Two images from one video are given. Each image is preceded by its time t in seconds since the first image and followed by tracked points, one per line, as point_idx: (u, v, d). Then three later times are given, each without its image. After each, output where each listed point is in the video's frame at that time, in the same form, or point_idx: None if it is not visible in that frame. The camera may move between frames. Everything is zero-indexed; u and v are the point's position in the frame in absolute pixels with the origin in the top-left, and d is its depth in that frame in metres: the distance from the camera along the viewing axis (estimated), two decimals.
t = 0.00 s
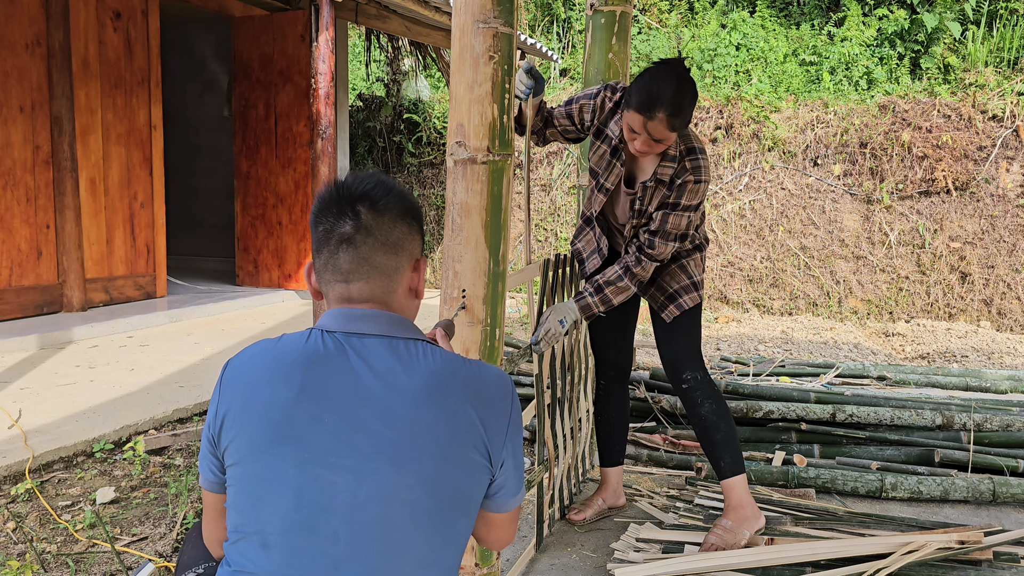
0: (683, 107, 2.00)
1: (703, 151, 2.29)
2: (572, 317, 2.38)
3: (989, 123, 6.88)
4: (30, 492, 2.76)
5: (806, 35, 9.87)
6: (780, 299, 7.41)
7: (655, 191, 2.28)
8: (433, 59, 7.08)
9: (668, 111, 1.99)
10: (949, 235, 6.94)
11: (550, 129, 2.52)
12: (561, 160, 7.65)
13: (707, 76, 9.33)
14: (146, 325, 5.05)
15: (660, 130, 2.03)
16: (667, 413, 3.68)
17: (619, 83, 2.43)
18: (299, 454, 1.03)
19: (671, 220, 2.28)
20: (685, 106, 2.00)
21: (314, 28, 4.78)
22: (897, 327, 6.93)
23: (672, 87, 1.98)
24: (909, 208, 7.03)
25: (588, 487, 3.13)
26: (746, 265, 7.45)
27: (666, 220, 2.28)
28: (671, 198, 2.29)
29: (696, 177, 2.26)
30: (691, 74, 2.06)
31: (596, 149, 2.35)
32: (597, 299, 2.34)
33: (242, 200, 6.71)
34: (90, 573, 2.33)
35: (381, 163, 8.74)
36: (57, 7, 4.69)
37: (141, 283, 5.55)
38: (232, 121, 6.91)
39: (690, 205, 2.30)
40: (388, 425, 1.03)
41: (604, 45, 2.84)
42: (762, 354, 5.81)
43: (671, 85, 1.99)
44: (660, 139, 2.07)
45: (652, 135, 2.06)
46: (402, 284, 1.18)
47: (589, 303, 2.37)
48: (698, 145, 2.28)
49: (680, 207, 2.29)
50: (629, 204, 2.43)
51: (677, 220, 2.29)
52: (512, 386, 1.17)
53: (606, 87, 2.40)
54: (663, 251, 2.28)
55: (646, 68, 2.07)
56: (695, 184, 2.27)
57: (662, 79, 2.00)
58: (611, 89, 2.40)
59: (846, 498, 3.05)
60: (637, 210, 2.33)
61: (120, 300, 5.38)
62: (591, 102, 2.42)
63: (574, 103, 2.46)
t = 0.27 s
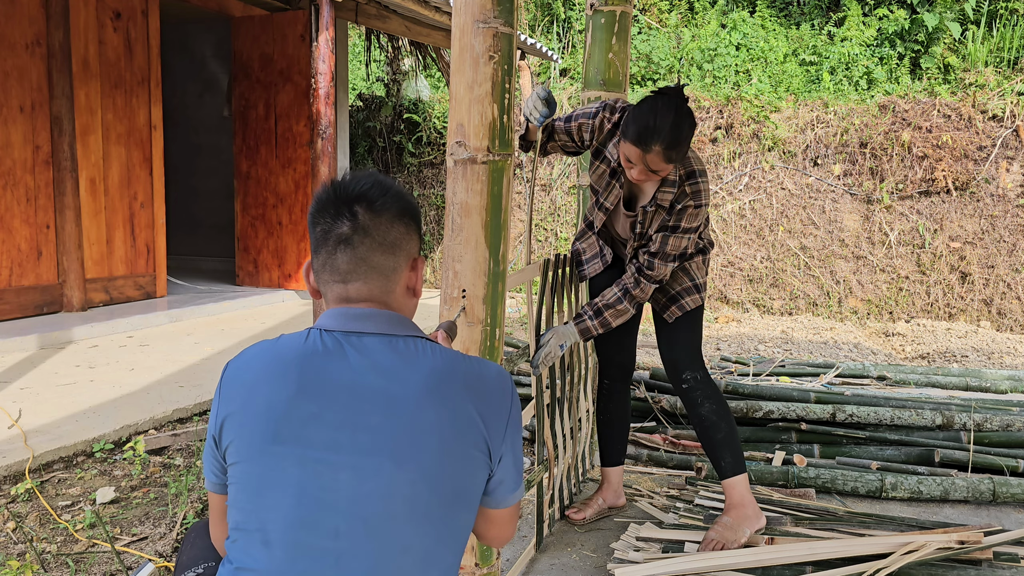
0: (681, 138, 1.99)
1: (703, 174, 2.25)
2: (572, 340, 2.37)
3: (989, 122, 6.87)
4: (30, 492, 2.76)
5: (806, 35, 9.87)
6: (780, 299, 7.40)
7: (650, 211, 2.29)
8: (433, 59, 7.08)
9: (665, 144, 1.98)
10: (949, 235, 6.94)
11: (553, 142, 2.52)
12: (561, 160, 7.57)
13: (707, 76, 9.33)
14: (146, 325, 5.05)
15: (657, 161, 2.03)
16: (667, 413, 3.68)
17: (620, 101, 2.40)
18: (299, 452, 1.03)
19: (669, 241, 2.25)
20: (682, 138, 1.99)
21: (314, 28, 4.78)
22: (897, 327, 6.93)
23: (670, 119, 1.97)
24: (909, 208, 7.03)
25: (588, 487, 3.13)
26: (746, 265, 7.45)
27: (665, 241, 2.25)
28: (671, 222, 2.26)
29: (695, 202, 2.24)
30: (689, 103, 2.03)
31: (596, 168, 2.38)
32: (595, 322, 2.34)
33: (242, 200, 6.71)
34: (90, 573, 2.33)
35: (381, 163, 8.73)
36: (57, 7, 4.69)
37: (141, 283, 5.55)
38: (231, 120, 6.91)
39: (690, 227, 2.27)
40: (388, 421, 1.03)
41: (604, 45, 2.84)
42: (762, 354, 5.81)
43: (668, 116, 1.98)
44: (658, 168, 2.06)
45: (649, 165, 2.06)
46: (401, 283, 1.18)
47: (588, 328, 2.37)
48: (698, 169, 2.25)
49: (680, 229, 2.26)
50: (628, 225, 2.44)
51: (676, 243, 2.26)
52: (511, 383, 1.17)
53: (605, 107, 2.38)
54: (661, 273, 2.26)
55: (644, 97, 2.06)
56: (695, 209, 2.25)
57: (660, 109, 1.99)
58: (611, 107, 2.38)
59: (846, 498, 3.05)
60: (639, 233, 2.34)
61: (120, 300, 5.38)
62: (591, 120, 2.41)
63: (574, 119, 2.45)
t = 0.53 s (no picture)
0: (677, 156, 1.99)
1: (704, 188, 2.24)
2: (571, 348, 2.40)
3: (989, 123, 6.87)
4: (30, 492, 2.76)
5: (806, 35, 9.87)
6: (779, 299, 7.40)
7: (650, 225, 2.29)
8: (433, 59, 7.08)
9: (659, 163, 1.97)
10: (949, 235, 6.94)
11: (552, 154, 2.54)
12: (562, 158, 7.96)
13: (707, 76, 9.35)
14: (146, 325, 5.05)
15: (652, 180, 2.02)
16: (667, 413, 3.68)
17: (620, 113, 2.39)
18: (299, 447, 1.03)
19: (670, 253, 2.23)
20: (676, 157, 1.98)
21: (314, 28, 4.78)
22: (897, 327, 6.93)
23: (665, 138, 1.97)
24: (909, 208, 7.03)
25: (588, 486, 3.13)
26: (746, 265, 7.45)
27: (667, 254, 2.22)
28: (671, 235, 2.25)
29: (696, 215, 2.24)
30: (686, 121, 2.03)
31: (596, 181, 2.38)
32: (593, 330, 2.36)
33: (242, 200, 6.71)
34: (90, 573, 2.33)
35: (381, 163, 8.73)
36: (57, 7, 4.69)
37: (141, 283, 5.55)
38: (231, 121, 6.91)
39: (690, 240, 2.26)
40: (388, 416, 1.03)
41: (604, 45, 2.84)
42: (762, 354, 5.81)
43: (664, 134, 1.97)
44: (652, 186, 2.06)
45: (644, 183, 2.06)
46: (399, 283, 1.18)
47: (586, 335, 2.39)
48: (699, 182, 2.23)
49: (681, 241, 2.24)
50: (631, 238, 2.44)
51: (679, 254, 2.23)
52: (509, 381, 1.17)
53: (605, 119, 2.37)
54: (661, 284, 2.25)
55: (641, 116, 2.05)
56: (696, 223, 2.24)
57: (655, 127, 1.99)
58: (610, 119, 2.37)
59: (846, 498, 3.05)
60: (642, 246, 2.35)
61: (120, 300, 5.38)
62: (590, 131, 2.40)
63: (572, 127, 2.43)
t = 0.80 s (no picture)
0: (673, 167, 1.99)
1: (705, 198, 2.23)
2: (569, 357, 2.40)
3: (989, 123, 6.88)
4: (30, 492, 2.76)
5: (806, 35, 9.86)
6: (780, 299, 7.40)
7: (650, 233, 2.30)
8: (433, 59, 7.09)
9: (653, 172, 1.98)
10: (949, 235, 6.94)
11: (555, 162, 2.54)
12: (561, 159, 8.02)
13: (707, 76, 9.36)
14: (146, 325, 5.05)
15: (646, 188, 2.03)
16: (667, 414, 3.68)
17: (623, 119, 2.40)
18: (296, 450, 1.03)
19: (668, 260, 2.23)
20: (671, 167, 1.98)
21: (314, 28, 4.78)
22: (897, 327, 6.92)
23: (660, 147, 1.97)
24: (909, 208, 7.03)
25: (588, 486, 3.13)
26: (746, 265, 7.45)
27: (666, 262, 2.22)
28: (670, 243, 2.24)
29: (696, 224, 2.23)
30: (684, 132, 2.03)
31: (599, 188, 2.40)
32: (591, 338, 2.35)
33: (242, 200, 6.71)
34: (90, 573, 2.33)
35: (381, 163, 8.74)
36: (57, 7, 4.69)
37: (141, 283, 5.55)
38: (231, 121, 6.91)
39: (690, 248, 2.24)
40: (384, 419, 1.03)
41: (604, 45, 2.83)
42: (762, 354, 5.81)
43: (659, 144, 1.98)
44: (647, 195, 2.06)
45: (638, 191, 2.06)
46: (395, 285, 1.19)
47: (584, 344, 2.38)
48: (699, 191, 2.22)
49: (680, 249, 2.23)
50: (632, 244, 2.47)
51: (677, 262, 2.23)
52: (506, 383, 1.17)
53: (606, 126, 2.39)
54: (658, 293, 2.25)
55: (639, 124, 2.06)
56: (696, 231, 2.23)
57: (651, 137, 1.99)
58: (613, 124, 2.39)
59: (846, 498, 3.05)
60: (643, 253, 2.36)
61: (120, 300, 5.38)
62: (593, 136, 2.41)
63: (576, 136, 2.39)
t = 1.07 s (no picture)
0: (667, 176, 1.99)
1: (701, 207, 2.23)
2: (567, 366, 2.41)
3: (989, 123, 6.88)
4: (30, 492, 2.76)
5: (806, 35, 9.86)
6: (780, 299, 7.40)
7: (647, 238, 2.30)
8: (433, 59, 7.09)
9: (646, 181, 1.97)
10: (949, 235, 6.94)
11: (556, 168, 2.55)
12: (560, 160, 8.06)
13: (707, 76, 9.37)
14: (146, 325, 5.05)
15: (640, 198, 2.03)
16: (668, 413, 3.68)
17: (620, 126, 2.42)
18: (294, 452, 1.03)
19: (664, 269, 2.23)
20: (665, 177, 1.98)
21: (314, 28, 4.78)
22: (897, 327, 6.92)
23: (654, 156, 1.97)
24: (909, 208, 7.02)
25: (588, 486, 3.13)
26: (746, 265, 7.45)
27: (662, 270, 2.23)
28: (666, 250, 2.25)
29: (692, 233, 2.23)
30: (679, 141, 2.02)
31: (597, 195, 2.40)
32: (586, 347, 2.35)
33: (242, 200, 6.71)
34: (90, 573, 2.33)
35: (381, 162, 8.74)
36: (57, 7, 4.69)
37: (141, 283, 5.55)
38: (231, 121, 6.91)
39: (686, 257, 2.24)
40: (382, 419, 1.03)
41: (604, 45, 2.83)
42: (762, 354, 5.81)
43: (652, 153, 1.97)
44: (641, 204, 2.07)
45: (632, 200, 2.07)
46: (392, 285, 1.19)
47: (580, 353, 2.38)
48: (696, 200, 2.23)
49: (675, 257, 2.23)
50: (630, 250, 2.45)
51: (674, 270, 2.23)
52: (504, 382, 1.17)
53: (603, 133, 2.41)
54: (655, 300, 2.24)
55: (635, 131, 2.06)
56: (692, 241, 2.23)
57: (644, 146, 1.99)
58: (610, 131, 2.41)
59: (846, 498, 3.05)
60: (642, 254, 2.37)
61: (120, 300, 5.39)
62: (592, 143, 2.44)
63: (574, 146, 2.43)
